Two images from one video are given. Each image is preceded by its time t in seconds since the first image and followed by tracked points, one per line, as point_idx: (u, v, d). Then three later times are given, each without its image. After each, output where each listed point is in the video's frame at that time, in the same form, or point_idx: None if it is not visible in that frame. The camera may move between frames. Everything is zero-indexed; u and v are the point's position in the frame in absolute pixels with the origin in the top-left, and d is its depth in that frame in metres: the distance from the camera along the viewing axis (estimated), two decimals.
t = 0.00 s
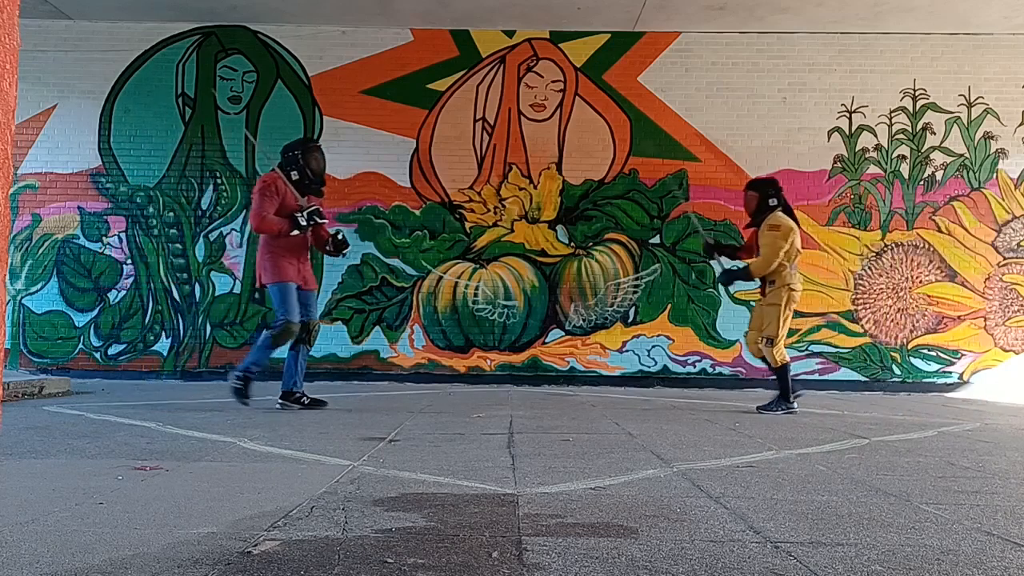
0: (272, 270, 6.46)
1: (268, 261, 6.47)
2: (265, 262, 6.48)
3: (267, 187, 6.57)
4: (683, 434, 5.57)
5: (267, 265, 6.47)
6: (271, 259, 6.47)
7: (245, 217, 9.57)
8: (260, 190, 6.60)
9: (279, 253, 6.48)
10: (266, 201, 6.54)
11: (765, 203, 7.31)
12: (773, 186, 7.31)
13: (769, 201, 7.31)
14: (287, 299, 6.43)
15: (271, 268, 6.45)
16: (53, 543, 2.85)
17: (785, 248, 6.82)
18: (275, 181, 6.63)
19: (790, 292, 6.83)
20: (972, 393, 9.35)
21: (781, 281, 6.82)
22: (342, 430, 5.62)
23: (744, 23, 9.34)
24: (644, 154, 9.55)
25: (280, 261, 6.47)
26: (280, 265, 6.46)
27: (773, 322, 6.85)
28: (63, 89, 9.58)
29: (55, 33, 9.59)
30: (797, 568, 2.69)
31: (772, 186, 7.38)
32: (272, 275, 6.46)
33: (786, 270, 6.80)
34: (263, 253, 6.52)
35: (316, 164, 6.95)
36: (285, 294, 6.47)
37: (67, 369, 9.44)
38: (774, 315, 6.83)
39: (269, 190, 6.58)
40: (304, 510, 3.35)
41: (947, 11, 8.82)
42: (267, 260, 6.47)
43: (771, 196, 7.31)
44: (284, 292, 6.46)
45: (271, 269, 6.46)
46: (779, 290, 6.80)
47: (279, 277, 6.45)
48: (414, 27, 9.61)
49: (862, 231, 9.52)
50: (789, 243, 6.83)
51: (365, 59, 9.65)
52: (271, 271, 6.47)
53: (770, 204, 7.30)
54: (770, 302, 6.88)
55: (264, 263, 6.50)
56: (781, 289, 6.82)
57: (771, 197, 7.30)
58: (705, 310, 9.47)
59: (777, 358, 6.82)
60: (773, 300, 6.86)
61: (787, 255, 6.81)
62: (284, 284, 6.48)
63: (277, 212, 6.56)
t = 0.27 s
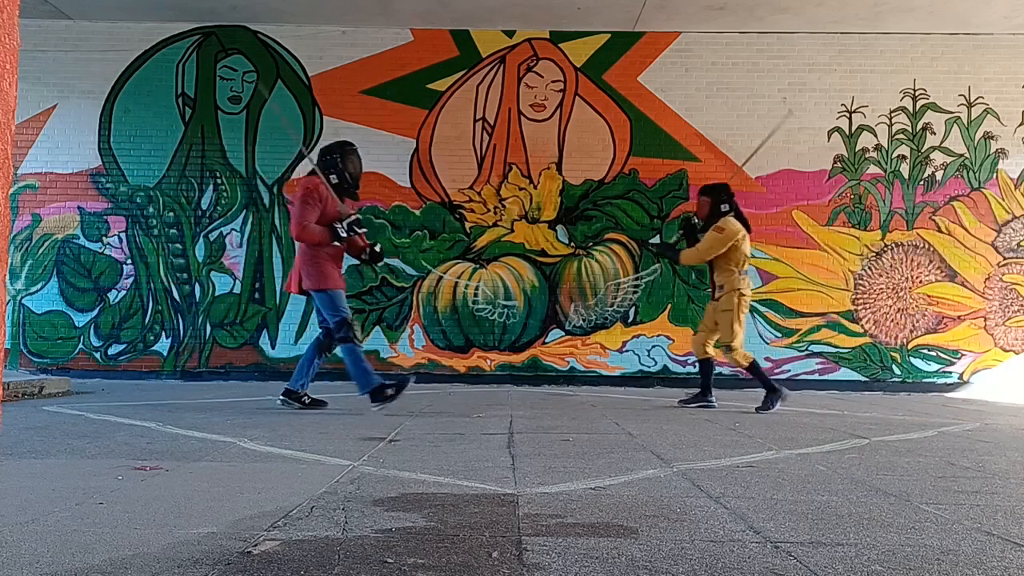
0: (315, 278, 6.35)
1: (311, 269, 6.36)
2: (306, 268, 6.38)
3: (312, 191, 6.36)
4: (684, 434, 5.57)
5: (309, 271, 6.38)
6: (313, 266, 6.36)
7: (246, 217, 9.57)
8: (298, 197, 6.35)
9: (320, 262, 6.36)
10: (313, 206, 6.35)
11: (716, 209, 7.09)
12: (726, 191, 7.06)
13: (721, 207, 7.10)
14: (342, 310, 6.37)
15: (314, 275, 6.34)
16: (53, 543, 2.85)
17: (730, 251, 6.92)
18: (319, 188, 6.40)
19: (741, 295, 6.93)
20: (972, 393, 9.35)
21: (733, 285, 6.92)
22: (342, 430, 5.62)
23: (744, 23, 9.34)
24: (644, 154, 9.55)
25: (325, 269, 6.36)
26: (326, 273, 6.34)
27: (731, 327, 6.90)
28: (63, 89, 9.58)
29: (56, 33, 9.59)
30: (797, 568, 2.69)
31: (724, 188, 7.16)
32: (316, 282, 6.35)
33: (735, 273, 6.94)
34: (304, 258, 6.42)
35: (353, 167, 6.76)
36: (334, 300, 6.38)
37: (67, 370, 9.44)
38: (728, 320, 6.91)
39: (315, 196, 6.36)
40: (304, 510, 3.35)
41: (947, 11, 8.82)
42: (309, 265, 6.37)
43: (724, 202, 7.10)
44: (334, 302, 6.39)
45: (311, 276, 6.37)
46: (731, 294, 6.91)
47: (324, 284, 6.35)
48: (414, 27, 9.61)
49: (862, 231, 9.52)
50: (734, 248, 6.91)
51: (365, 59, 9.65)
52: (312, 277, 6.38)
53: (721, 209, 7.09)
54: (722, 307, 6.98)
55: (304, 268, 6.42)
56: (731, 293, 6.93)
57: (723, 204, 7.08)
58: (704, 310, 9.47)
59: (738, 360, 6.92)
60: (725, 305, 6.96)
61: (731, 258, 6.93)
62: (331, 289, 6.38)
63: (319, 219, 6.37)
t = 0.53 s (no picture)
0: (353, 288, 6.31)
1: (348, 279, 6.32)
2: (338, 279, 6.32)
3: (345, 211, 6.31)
4: (684, 435, 5.57)
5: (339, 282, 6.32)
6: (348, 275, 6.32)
7: (246, 217, 9.57)
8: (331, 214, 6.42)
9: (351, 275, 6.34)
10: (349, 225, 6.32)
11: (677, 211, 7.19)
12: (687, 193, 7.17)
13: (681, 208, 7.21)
14: (383, 316, 6.31)
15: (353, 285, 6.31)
16: (53, 543, 2.85)
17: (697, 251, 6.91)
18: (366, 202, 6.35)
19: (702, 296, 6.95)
20: (972, 393, 9.35)
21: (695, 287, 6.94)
22: (342, 430, 5.62)
23: (744, 23, 9.34)
24: (644, 154, 9.55)
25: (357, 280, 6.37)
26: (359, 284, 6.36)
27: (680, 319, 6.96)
28: (63, 89, 9.58)
29: (56, 33, 9.59)
30: (797, 568, 2.69)
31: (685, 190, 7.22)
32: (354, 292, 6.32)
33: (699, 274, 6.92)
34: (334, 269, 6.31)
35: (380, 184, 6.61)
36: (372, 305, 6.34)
37: (67, 370, 9.44)
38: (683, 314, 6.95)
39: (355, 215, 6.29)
40: (304, 510, 3.35)
41: (947, 11, 8.82)
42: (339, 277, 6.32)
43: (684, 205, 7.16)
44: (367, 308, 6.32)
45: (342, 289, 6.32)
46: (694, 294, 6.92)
47: (361, 292, 6.34)
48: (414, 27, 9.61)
49: (862, 231, 9.52)
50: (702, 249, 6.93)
51: (365, 59, 9.64)
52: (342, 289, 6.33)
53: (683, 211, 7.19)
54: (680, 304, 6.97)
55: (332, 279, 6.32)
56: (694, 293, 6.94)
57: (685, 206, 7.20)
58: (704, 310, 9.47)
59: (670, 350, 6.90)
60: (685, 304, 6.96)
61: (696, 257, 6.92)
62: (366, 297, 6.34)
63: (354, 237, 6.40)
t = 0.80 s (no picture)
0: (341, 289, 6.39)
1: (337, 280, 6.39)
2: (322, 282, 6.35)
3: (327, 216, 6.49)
4: (683, 435, 5.57)
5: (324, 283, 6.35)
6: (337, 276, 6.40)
7: (246, 217, 9.57)
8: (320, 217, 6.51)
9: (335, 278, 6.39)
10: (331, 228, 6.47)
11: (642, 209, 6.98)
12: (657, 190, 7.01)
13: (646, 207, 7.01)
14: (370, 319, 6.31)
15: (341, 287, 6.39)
16: (53, 543, 2.85)
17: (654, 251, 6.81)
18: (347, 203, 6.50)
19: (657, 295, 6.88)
20: (972, 393, 9.35)
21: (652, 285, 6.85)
22: (342, 430, 5.62)
23: (744, 23, 9.34)
24: (644, 154, 9.55)
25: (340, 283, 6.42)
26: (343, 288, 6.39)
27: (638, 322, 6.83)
28: (63, 89, 9.58)
29: (56, 33, 9.59)
30: (797, 568, 2.69)
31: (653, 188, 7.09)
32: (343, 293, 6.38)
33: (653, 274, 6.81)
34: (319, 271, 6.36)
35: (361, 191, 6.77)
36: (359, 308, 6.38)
37: (67, 370, 9.44)
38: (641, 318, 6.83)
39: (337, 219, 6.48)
40: (304, 510, 3.35)
41: (947, 11, 8.82)
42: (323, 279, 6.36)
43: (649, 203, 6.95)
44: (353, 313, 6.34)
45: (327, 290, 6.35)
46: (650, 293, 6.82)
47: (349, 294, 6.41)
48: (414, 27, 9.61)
49: (862, 231, 9.52)
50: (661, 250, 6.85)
51: (365, 59, 9.65)
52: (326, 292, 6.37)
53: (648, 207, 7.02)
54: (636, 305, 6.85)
55: (316, 281, 6.36)
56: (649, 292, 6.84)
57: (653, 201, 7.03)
58: (705, 309, 9.47)
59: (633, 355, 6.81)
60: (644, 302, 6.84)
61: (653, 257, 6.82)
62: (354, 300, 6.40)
63: (338, 240, 6.50)
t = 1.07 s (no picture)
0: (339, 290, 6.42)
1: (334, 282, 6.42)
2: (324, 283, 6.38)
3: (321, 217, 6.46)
4: (683, 435, 5.57)
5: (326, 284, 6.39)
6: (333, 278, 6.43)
7: (246, 217, 9.57)
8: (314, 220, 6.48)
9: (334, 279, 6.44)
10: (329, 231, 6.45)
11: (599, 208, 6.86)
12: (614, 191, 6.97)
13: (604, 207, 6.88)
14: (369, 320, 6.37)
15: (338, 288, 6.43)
16: (53, 543, 2.85)
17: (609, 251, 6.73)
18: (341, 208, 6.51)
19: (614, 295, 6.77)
20: (972, 393, 9.35)
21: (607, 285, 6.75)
22: (342, 430, 5.62)
23: (744, 23, 9.34)
24: (644, 154, 9.55)
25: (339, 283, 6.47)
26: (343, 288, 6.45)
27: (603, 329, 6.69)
28: (63, 89, 9.58)
29: (56, 33, 9.59)
30: (797, 568, 2.69)
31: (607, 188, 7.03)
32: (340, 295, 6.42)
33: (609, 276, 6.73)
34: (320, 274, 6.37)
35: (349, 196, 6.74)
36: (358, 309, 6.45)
37: (67, 370, 9.44)
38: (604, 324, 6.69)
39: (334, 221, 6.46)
40: (304, 510, 3.35)
41: (946, 11, 8.82)
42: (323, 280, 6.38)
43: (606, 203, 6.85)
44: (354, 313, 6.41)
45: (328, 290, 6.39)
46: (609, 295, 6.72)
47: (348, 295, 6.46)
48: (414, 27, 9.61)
49: (862, 231, 9.52)
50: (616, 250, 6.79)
51: (365, 59, 9.65)
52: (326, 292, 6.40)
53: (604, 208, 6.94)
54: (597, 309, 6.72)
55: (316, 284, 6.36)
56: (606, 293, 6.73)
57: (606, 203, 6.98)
58: (705, 309, 9.47)
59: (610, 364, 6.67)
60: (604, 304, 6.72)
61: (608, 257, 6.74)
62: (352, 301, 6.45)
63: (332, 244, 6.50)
